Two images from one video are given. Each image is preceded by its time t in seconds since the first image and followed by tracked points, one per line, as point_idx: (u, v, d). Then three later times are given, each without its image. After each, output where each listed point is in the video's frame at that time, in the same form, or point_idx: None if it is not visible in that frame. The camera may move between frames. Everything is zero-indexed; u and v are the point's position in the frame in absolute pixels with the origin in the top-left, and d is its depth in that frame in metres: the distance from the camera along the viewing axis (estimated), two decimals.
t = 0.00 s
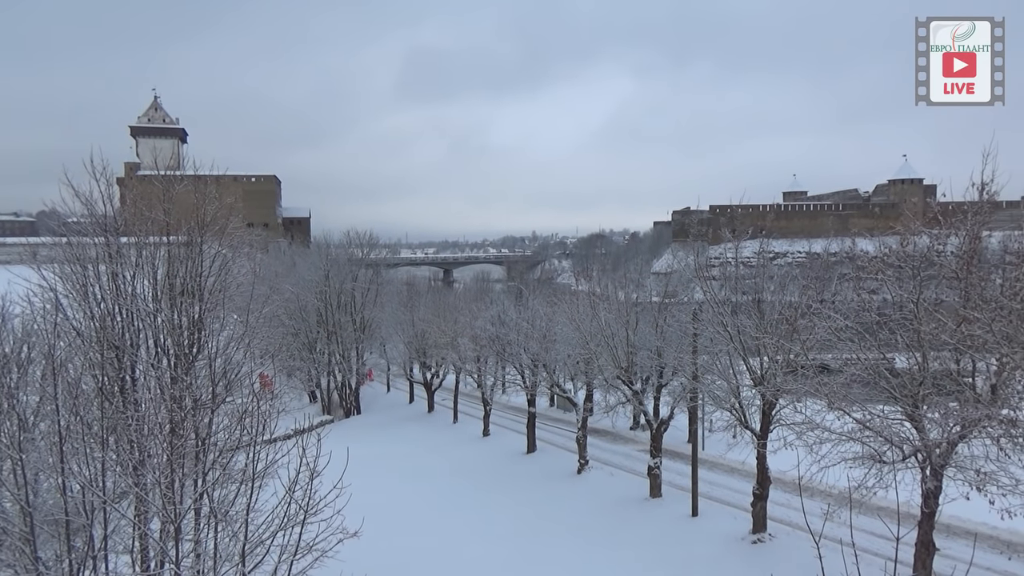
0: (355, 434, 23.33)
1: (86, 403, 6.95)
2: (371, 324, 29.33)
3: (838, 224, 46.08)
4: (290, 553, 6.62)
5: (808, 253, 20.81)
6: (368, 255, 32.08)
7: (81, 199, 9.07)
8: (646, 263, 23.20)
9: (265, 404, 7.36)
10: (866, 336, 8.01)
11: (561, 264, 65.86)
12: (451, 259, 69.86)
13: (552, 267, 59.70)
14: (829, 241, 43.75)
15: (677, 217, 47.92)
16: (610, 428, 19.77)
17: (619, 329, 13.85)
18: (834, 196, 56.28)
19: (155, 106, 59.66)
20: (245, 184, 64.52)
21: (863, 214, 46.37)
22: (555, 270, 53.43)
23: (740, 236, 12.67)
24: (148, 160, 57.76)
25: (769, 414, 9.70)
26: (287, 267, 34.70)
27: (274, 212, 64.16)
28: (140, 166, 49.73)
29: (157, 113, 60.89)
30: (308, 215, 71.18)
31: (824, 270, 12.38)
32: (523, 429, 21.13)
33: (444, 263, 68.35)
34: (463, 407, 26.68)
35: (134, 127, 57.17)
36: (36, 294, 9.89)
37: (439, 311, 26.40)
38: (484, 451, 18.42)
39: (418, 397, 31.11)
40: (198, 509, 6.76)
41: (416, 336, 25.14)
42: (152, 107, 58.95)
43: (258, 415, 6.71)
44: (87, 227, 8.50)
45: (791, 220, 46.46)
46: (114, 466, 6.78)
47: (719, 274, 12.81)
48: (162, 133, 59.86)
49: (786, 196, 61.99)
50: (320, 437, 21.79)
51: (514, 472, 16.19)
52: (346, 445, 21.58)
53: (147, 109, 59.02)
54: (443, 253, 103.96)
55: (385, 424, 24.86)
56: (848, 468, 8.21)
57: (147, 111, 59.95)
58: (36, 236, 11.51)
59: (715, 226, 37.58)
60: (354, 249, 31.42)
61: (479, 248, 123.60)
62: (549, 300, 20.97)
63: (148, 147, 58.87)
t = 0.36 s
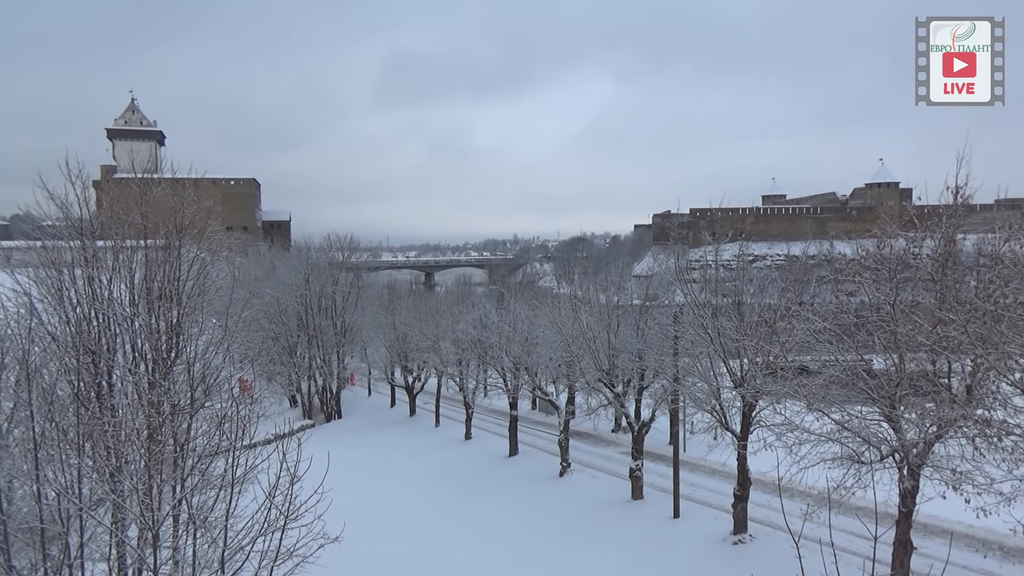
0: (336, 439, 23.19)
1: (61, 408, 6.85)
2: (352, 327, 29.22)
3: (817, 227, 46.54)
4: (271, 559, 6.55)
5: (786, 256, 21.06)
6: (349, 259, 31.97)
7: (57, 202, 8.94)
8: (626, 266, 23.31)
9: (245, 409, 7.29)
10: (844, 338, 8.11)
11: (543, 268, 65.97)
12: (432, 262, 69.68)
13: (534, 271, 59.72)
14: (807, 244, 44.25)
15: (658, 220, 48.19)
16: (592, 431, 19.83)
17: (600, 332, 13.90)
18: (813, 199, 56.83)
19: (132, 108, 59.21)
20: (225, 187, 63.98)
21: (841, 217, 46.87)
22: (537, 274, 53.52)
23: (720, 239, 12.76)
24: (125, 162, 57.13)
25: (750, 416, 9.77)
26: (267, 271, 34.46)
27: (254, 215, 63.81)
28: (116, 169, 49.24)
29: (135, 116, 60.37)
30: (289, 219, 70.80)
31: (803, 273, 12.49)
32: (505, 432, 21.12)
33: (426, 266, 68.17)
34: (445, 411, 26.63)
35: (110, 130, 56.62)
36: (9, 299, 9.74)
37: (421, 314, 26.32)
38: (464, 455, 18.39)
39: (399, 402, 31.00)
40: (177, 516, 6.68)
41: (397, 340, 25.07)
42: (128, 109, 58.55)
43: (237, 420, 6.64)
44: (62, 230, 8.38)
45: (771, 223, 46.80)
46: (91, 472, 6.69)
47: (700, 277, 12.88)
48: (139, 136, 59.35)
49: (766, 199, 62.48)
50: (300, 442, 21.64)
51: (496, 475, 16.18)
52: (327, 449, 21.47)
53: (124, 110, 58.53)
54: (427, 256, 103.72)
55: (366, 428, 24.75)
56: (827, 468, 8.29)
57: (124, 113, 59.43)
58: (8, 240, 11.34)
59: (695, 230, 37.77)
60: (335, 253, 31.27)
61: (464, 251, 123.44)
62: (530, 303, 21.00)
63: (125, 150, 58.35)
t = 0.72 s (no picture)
0: (316, 441, 23.04)
1: (37, 412, 6.77)
2: (333, 329, 29.12)
3: (796, 228, 47.00)
4: (250, 564, 6.48)
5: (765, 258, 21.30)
6: (330, 260, 31.87)
7: (31, 203, 8.84)
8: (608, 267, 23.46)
9: (224, 412, 7.23)
10: (823, 338, 8.20)
11: (525, 269, 66.06)
12: (414, 263, 69.48)
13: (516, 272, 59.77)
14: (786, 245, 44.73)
15: (639, 221, 48.42)
16: (574, 431, 19.90)
17: (582, 333, 13.96)
18: (792, 200, 57.38)
19: (109, 108, 58.60)
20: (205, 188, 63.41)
21: (820, 219, 47.38)
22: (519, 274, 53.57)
23: (700, 241, 12.86)
24: (102, 162, 56.50)
25: (730, 416, 9.85)
26: (247, 273, 34.24)
27: (233, 216, 63.41)
28: (92, 169, 48.63)
29: (112, 116, 59.75)
30: (269, 220, 70.36)
31: (782, 274, 12.61)
32: (487, 433, 21.13)
33: (408, 267, 67.96)
34: (427, 412, 26.58)
35: (86, 130, 55.96)
36: None
37: (403, 315, 26.26)
38: (446, 457, 18.38)
39: (381, 403, 30.89)
40: (155, 520, 6.61)
41: (378, 342, 25.01)
42: (105, 109, 57.94)
43: (216, 423, 6.58)
44: (37, 232, 8.29)
45: (750, 224, 47.16)
46: (67, 477, 6.61)
47: (680, 278, 12.97)
48: (116, 136, 58.82)
49: (747, 200, 62.98)
50: (281, 444, 21.48)
51: (478, 476, 16.19)
52: (307, 451, 21.38)
53: (101, 110, 57.87)
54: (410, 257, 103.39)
55: (348, 430, 24.63)
56: (807, 467, 8.38)
57: (100, 113, 58.83)
58: None
59: (675, 231, 38.01)
60: (316, 254, 31.13)
61: (448, 252, 123.18)
62: (512, 304, 21.03)
63: (102, 150, 57.68)
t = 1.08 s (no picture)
0: (298, 441, 22.90)
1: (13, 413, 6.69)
2: (316, 329, 28.99)
3: (777, 228, 47.36)
4: (232, 565, 6.41)
5: (746, 258, 21.46)
6: (313, 260, 31.72)
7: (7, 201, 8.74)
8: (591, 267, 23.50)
9: (205, 412, 7.17)
10: (803, 337, 8.29)
11: (509, 269, 66.06)
12: (398, 263, 69.25)
13: (499, 271, 59.75)
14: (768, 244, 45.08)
15: (622, 221, 48.57)
16: (558, 431, 19.93)
17: (565, 332, 14.00)
18: (773, 201, 57.82)
19: (88, 104, 57.95)
20: (186, 186, 62.76)
21: (801, 219, 47.77)
22: (502, 274, 53.50)
23: (682, 241, 12.92)
24: (79, 160, 55.80)
25: (713, 415, 9.92)
26: (229, 272, 33.97)
27: (214, 215, 62.93)
28: (69, 167, 48.00)
29: (90, 113, 59.01)
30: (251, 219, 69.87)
31: (764, 274, 12.72)
32: (470, 433, 21.11)
33: (392, 267, 67.71)
34: (410, 412, 26.52)
35: (64, 127, 55.26)
36: None
37: (386, 315, 26.19)
38: (429, 457, 18.35)
39: (364, 403, 30.77)
40: (134, 521, 6.54)
41: (361, 342, 24.92)
42: (83, 105, 57.27)
43: (196, 423, 6.51)
44: (14, 231, 8.21)
45: (733, 225, 47.42)
46: (44, 478, 6.54)
47: (663, 277, 13.04)
48: (95, 133, 58.17)
49: (730, 201, 63.40)
50: (263, 445, 21.33)
51: (462, 476, 16.18)
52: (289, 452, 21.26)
53: (78, 106, 57.17)
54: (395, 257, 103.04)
55: (330, 431, 24.50)
56: (788, 465, 8.46)
57: (77, 110, 58.15)
58: None
59: (658, 231, 38.15)
60: (298, 254, 30.96)
61: (434, 251, 122.91)
62: (495, 304, 21.04)
63: (80, 147, 56.97)
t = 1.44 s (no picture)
0: (282, 441, 22.77)
1: None
2: (300, 327, 28.87)
3: (762, 228, 47.59)
4: (215, 565, 6.35)
5: (730, 258, 21.56)
6: (298, 258, 31.61)
7: None
8: (578, 266, 23.55)
9: (188, 411, 7.12)
10: (787, 337, 8.38)
11: (495, 268, 66.03)
12: (384, 262, 69.02)
13: (485, 270, 59.68)
14: (752, 245, 45.35)
15: (609, 220, 48.69)
16: (543, 430, 19.96)
17: (551, 331, 14.04)
18: (758, 201, 58.15)
19: (70, 100, 57.46)
20: (170, 184, 62.22)
21: (786, 220, 48.08)
22: (487, 273, 53.39)
23: (669, 241, 12.98)
24: (60, 156, 55.16)
25: (698, 414, 9.97)
26: (213, 270, 33.76)
27: (198, 212, 62.50)
28: (51, 163, 47.49)
29: (72, 108, 58.41)
30: (235, 216, 69.42)
31: (749, 274, 12.80)
32: (455, 432, 21.10)
33: (377, 266, 67.49)
34: (395, 411, 26.47)
35: (45, 123, 54.64)
36: None
37: (371, 313, 26.11)
38: (414, 456, 18.33)
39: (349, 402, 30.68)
40: (116, 521, 6.48)
41: (346, 340, 24.84)
42: (64, 101, 56.75)
43: (179, 422, 6.45)
44: None
45: (718, 225, 47.66)
46: (23, 478, 6.48)
47: (649, 277, 13.09)
48: (77, 129, 57.60)
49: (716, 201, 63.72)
50: (247, 444, 21.19)
51: (447, 475, 16.18)
52: (274, 451, 21.17)
53: (59, 102, 56.67)
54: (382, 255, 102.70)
55: (314, 430, 24.40)
56: (772, 464, 8.53)
57: (59, 106, 57.60)
58: None
59: (644, 231, 38.29)
60: (282, 252, 30.82)
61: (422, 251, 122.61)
62: (481, 303, 21.05)
63: (61, 142, 56.38)
